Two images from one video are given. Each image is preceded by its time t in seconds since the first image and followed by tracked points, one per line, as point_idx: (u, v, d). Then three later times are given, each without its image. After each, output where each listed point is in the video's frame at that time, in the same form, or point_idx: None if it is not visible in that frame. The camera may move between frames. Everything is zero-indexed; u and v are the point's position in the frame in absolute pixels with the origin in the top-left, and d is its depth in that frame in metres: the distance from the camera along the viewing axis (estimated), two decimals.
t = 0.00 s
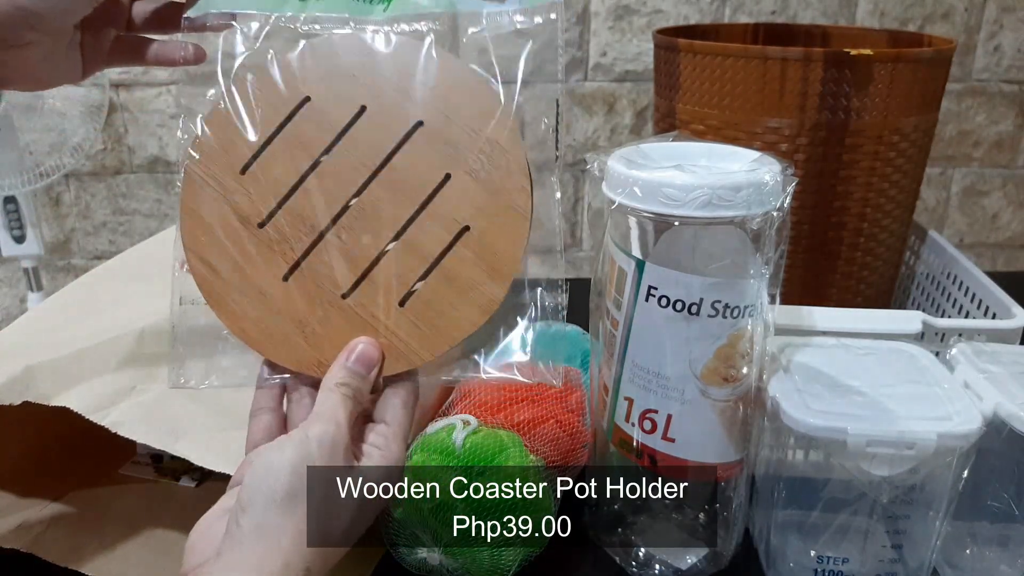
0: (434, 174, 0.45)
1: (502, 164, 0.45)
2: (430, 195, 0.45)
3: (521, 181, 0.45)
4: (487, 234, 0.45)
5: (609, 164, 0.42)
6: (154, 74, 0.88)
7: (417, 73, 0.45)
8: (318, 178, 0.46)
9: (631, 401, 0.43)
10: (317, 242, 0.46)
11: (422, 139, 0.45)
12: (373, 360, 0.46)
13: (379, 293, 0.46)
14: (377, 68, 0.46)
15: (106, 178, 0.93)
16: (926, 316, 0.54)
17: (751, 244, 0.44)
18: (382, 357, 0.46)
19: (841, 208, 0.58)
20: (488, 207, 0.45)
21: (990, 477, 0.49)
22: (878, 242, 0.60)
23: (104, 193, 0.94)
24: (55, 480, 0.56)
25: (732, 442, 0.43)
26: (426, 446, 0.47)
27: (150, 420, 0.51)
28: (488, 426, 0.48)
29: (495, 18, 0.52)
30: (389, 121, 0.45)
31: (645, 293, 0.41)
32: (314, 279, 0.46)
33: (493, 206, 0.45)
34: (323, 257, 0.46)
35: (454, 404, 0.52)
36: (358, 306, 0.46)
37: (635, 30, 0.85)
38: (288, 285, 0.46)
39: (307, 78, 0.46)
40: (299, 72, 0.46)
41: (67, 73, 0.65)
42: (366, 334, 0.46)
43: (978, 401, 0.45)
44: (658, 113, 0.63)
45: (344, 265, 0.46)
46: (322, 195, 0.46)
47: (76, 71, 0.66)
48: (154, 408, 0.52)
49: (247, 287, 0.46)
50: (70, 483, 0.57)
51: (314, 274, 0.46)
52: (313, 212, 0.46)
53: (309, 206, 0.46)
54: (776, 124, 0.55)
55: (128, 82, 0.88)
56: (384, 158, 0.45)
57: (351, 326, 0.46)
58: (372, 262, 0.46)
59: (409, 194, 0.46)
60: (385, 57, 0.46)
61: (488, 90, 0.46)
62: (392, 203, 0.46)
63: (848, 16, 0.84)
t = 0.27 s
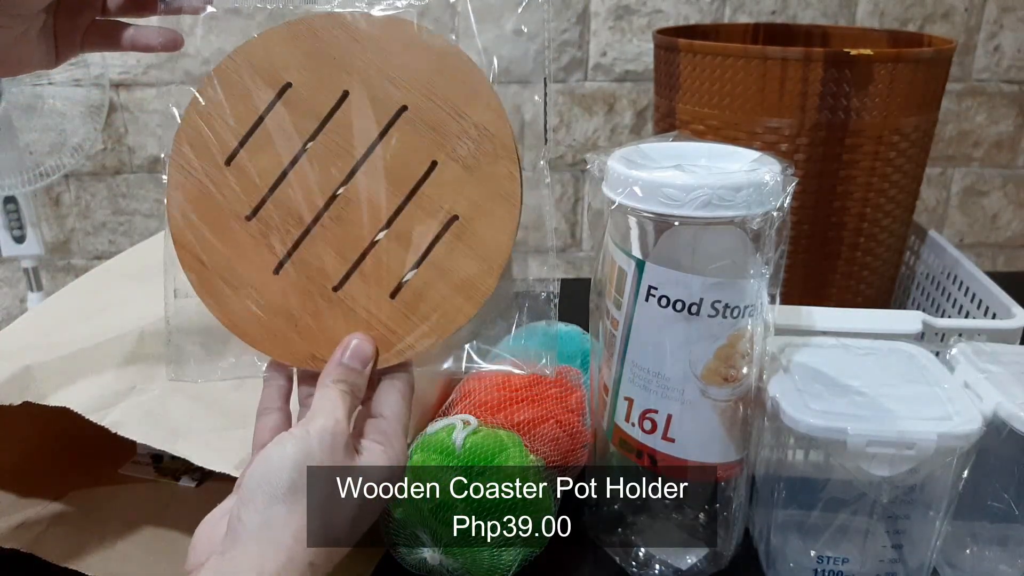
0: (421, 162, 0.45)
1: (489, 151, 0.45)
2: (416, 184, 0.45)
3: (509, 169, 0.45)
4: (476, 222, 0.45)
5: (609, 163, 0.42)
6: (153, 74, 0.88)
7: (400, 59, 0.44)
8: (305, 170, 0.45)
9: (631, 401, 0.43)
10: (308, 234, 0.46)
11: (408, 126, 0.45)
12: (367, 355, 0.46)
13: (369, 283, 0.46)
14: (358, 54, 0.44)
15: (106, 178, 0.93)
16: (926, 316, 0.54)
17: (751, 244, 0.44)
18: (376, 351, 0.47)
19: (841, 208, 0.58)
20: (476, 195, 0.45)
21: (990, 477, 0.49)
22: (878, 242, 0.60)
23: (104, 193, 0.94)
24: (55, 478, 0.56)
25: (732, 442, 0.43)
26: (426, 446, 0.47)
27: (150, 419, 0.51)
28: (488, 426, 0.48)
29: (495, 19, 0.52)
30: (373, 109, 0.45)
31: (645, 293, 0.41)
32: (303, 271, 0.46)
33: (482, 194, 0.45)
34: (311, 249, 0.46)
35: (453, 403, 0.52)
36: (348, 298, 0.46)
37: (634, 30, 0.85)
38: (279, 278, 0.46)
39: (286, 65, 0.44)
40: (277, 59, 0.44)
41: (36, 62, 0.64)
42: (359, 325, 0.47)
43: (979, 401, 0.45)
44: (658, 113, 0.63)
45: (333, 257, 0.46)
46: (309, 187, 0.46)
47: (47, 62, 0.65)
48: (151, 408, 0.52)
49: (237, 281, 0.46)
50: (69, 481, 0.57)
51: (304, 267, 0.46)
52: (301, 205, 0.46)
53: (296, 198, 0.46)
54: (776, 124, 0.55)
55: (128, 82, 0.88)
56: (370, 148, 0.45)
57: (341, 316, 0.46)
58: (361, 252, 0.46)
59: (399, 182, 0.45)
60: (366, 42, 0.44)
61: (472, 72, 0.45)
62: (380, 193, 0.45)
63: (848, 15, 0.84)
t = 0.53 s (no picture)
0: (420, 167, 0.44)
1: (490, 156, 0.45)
2: (415, 189, 0.45)
3: (509, 171, 0.45)
4: (475, 226, 0.45)
5: (609, 163, 0.42)
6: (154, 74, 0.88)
7: (399, 63, 0.43)
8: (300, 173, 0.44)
9: (631, 401, 0.43)
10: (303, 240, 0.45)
11: (406, 131, 0.44)
12: (367, 357, 0.45)
13: (366, 289, 0.45)
14: (356, 55, 0.43)
15: (106, 178, 0.93)
16: (926, 316, 0.54)
17: (752, 244, 0.44)
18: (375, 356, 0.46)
19: (841, 208, 0.58)
20: (476, 199, 0.45)
21: (990, 477, 0.49)
22: (878, 242, 0.60)
23: (103, 193, 0.94)
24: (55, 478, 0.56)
25: (732, 442, 0.43)
26: (428, 447, 0.47)
27: (150, 420, 0.51)
28: (488, 426, 0.48)
29: (494, 20, 0.52)
30: (370, 112, 0.44)
31: (645, 293, 0.41)
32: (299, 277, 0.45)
33: (482, 197, 0.45)
34: (307, 255, 0.45)
35: (453, 404, 0.52)
36: (345, 304, 0.45)
37: (634, 30, 0.85)
38: (274, 284, 0.45)
39: (280, 67, 0.43)
40: (271, 60, 0.43)
41: (17, 59, 0.64)
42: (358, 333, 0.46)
43: (979, 401, 0.45)
44: (658, 113, 0.63)
45: (329, 262, 0.45)
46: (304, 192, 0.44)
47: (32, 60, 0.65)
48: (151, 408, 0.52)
49: (232, 287, 0.45)
50: (69, 482, 0.57)
51: (300, 273, 0.45)
52: (296, 209, 0.44)
53: (291, 203, 0.44)
54: (776, 124, 0.55)
55: (128, 82, 0.88)
56: (367, 153, 0.44)
57: (338, 322, 0.46)
58: (357, 259, 0.45)
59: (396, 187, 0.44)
60: (363, 43, 0.43)
61: (470, 77, 0.44)
62: (378, 198, 0.44)
63: (849, 15, 0.84)
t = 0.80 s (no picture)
0: (420, 178, 0.44)
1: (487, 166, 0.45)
2: (417, 200, 0.44)
3: (509, 185, 0.45)
4: (477, 237, 0.45)
5: (608, 164, 0.43)
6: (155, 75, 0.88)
7: (400, 74, 0.43)
8: (299, 182, 0.43)
9: (631, 401, 0.43)
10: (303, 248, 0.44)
11: (408, 143, 0.44)
12: (363, 363, 0.44)
13: (367, 297, 0.45)
14: (359, 63, 0.43)
15: (107, 178, 0.94)
16: (925, 316, 0.54)
17: (751, 244, 0.44)
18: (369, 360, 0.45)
19: (840, 208, 0.58)
20: (476, 211, 0.45)
21: (989, 477, 0.49)
22: (877, 242, 0.60)
23: (104, 193, 0.94)
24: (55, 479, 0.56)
25: (732, 441, 0.43)
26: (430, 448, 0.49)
27: (151, 420, 0.51)
28: (488, 425, 0.49)
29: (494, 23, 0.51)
30: (372, 122, 0.43)
31: (645, 293, 0.41)
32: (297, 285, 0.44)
33: (482, 209, 0.45)
34: (306, 263, 0.44)
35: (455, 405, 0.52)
36: (345, 311, 0.45)
37: (634, 31, 0.85)
38: (273, 291, 0.44)
39: (282, 73, 0.43)
40: (272, 67, 0.42)
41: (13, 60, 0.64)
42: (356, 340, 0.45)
43: (977, 401, 0.45)
44: (658, 113, 0.63)
45: (330, 270, 0.44)
46: (304, 200, 0.44)
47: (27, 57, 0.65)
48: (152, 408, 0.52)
49: (228, 293, 0.44)
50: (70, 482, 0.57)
51: (299, 281, 0.44)
52: (296, 216, 0.44)
53: (292, 211, 0.44)
54: (776, 124, 0.55)
55: (129, 82, 0.89)
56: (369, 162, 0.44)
57: (337, 330, 0.45)
58: (358, 267, 0.45)
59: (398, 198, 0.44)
60: (367, 52, 0.43)
61: (473, 92, 0.44)
62: (379, 208, 0.44)
63: (848, 16, 0.84)
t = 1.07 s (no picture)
0: (428, 188, 0.44)
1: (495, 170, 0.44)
2: (426, 209, 0.44)
3: (517, 196, 0.45)
4: (486, 245, 0.45)
5: (609, 164, 0.43)
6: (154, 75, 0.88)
7: (411, 84, 0.43)
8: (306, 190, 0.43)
9: (631, 401, 0.43)
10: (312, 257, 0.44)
11: (418, 153, 0.43)
12: (372, 375, 0.45)
13: (375, 305, 0.45)
14: (372, 71, 0.42)
15: (106, 178, 0.93)
16: (926, 316, 0.54)
17: (751, 244, 0.44)
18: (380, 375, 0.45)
19: (841, 208, 0.58)
20: (484, 220, 0.45)
21: (990, 477, 0.49)
22: (878, 242, 0.60)
23: (104, 193, 0.94)
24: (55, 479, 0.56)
25: (732, 442, 0.43)
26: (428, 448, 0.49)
27: (152, 420, 0.51)
28: (488, 425, 0.50)
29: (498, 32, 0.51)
30: (383, 130, 0.43)
31: (645, 292, 0.41)
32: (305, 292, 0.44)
33: (490, 220, 0.45)
34: (316, 271, 0.44)
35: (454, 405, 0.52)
36: (354, 319, 0.45)
37: (634, 31, 0.85)
38: (282, 298, 0.44)
39: (294, 81, 0.42)
40: (284, 74, 0.42)
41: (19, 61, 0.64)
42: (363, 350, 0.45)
43: (978, 401, 0.45)
44: (658, 113, 0.63)
45: (338, 278, 0.44)
46: (313, 207, 0.43)
47: (33, 62, 0.65)
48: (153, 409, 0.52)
49: (237, 298, 0.44)
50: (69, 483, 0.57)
51: (307, 288, 0.44)
52: (307, 223, 0.43)
53: (301, 218, 0.43)
54: (776, 124, 0.55)
55: (129, 82, 0.89)
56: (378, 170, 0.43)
57: (345, 338, 0.45)
58: (367, 275, 0.44)
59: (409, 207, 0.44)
60: (379, 61, 0.42)
61: (483, 103, 0.44)
62: (388, 217, 0.44)
63: (848, 15, 0.84)
